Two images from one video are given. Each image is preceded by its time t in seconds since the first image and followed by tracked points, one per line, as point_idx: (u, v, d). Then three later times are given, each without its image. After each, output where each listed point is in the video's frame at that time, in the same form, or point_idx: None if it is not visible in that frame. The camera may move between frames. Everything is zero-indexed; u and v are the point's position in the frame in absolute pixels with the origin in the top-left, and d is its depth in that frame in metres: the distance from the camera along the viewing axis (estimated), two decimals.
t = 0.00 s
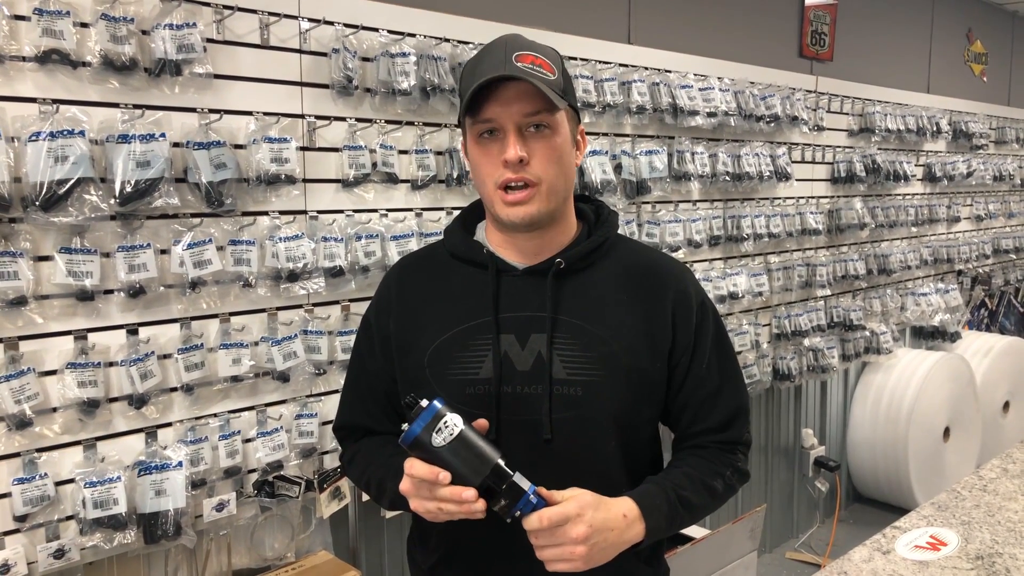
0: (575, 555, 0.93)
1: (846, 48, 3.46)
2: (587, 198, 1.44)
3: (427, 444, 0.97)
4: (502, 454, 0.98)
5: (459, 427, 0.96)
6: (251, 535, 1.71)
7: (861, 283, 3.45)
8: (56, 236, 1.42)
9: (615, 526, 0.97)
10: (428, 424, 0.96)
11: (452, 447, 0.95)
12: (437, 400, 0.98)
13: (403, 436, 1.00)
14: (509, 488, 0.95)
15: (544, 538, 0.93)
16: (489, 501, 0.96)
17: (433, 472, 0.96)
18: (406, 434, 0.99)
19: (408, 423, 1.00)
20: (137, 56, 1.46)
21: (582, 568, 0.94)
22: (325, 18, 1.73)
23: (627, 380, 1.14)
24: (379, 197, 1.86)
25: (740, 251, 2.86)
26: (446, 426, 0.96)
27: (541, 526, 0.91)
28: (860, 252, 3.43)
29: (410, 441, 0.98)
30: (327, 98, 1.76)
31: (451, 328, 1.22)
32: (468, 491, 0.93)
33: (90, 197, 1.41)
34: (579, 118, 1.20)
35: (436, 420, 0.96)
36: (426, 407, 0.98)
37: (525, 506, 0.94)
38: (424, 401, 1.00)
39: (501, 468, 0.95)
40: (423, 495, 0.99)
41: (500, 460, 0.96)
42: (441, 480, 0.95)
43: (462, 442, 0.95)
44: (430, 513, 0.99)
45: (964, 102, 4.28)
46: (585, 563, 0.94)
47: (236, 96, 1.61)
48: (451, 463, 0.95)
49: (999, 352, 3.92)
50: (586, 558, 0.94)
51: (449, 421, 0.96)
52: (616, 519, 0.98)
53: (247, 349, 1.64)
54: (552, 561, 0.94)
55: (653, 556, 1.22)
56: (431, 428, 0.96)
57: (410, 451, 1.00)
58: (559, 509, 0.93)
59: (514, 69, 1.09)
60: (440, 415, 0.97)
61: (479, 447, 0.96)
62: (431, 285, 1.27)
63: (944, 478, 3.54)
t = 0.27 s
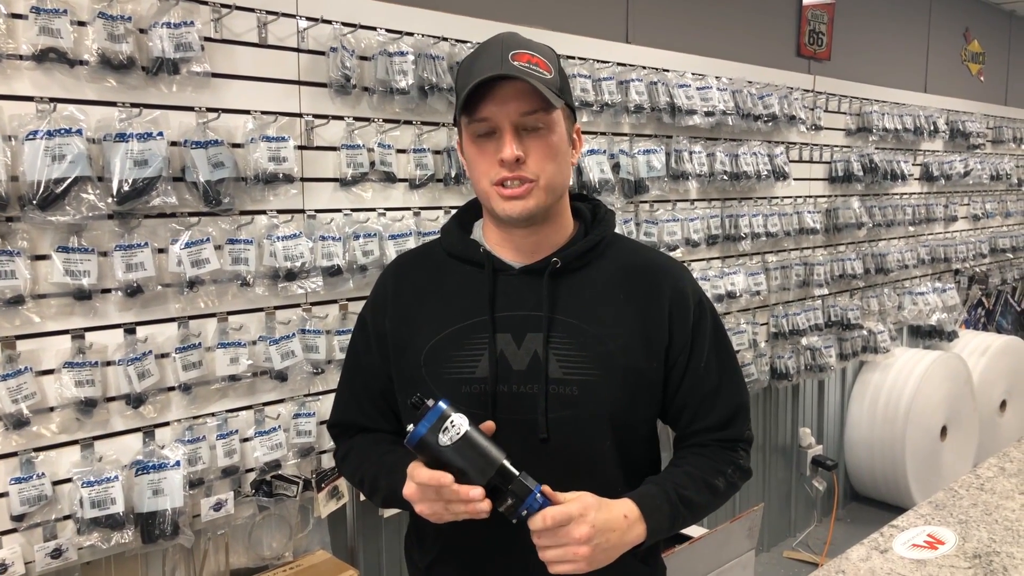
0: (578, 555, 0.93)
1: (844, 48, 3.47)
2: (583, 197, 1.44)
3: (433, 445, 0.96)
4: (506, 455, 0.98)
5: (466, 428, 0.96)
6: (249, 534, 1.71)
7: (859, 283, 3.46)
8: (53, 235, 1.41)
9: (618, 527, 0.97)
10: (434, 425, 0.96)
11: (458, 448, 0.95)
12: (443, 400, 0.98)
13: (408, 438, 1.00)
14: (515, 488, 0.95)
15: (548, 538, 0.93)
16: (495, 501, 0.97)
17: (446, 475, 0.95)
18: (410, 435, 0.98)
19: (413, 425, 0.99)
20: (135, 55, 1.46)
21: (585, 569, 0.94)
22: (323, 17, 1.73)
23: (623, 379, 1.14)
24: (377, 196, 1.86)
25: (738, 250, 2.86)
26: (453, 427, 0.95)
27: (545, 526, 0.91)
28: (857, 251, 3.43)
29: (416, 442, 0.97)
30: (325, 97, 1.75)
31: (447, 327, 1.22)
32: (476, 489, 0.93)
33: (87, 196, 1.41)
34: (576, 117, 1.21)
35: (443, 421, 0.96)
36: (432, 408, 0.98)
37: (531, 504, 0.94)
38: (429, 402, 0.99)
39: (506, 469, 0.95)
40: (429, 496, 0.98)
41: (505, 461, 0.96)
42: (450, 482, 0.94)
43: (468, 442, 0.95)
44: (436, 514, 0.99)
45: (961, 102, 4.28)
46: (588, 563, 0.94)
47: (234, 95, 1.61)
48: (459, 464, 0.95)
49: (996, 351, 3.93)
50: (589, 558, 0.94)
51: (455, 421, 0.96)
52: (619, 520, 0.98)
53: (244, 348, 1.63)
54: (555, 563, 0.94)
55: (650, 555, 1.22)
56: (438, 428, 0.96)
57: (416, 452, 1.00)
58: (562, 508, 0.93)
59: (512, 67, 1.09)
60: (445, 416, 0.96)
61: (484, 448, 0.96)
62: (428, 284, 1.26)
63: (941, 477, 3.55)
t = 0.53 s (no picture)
0: (576, 562, 0.93)
1: (839, 52, 3.48)
2: (578, 200, 1.45)
3: (427, 455, 0.97)
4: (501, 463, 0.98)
5: (459, 437, 0.96)
6: (245, 539, 1.71)
7: (855, 286, 3.47)
8: (49, 239, 1.41)
9: (611, 532, 0.98)
10: (428, 436, 0.96)
11: (453, 457, 0.95)
12: (434, 411, 0.98)
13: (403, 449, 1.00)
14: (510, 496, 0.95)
15: (545, 545, 0.94)
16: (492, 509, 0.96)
17: (441, 485, 0.95)
18: (405, 446, 0.99)
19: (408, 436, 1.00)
20: (131, 59, 1.46)
21: None
22: (319, 21, 1.73)
23: (617, 383, 1.15)
24: (374, 200, 1.87)
25: (734, 253, 2.87)
26: (445, 437, 0.96)
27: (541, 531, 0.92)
28: (853, 254, 3.44)
29: (410, 454, 0.97)
30: (322, 101, 1.76)
31: (442, 331, 1.22)
32: (472, 499, 0.93)
33: (83, 200, 1.41)
34: (571, 120, 1.21)
35: (435, 432, 0.96)
36: (424, 419, 0.98)
37: (528, 513, 0.94)
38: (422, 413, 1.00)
39: (502, 476, 0.95)
40: (425, 508, 0.98)
41: (500, 468, 0.96)
42: (446, 492, 0.94)
43: (461, 451, 0.95)
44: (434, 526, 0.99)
45: (956, 106, 4.30)
46: (585, 570, 0.94)
47: (230, 99, 1.61)
48: (454, 473, 0.95)
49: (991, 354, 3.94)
50: (585, 564, 0.94)
51: (447, 431, 0.96)
52: (612, 525, 0.98)
53: (240, 352, 1.63)
54: (551, 570, 0.94)
55: (645, 559, 1.22)
56: (430, 439, 0.96)
57: (411, 465, 1.00)
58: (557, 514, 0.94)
59: (507, 69, 1.09)
60: (438, 427, 0.97)
61: (479, 457, 0.96)
62: (423, 287, 1.26)
63: (937, 480, 3.55)
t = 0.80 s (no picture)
0: (569, 552, 0.93)
1: (838, 47, 3.47)
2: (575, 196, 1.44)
3: (415, 449, 0.96)
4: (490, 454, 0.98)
5: (446, 430, 0.96)
6: (243, 535, 1.71)
7: (853, 282, 3.47)
8: (45, 235, 1.41)
9: (604, 521, 0.98)
10: (416, 429, 0.96)
11: (441, 450, 0.95)
12: (421, 404, 0.98)
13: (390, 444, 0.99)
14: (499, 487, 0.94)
15: (536, 536, 0.93)
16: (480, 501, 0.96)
17: (429, 478, 0.94)
18: (392, 441, 0.98)
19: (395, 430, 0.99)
20: (127, 55, 1.45)
21: (575, 566, 0.94)
22: (316, 16, 1.72)
23: (615, 378, 1.14)
24: (371, 196, 1.86)
25: (732, 249, 2.86)
26: (433, 430, 0.96)
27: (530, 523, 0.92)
28: (852, 250, 3.44)
29: (397, 448, 0.97)
30: (318, 97, 1.75)
31: (439, 327, 1.22)
32: (459, 492, 0.93)
33: (79, 196, 1.41)
34: (567, 116, 1.21)
35: (422, 425, 0.96)
36: (410, 412, 0.98)
37: (517, 504, 0.94)
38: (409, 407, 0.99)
39: (490, 468, 0.95)
40: (412, 502, 0.98)
41: (488, 460, 0.95)
42: (434, 485, 0.94)
43: (449, 444, 0.95)
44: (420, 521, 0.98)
45: (955, 101, 4.30)
46: (578, 559, 0.94)
47: (227, 95, 1.61)
48: (441, 466, 0.95)
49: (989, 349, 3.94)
50: (578, 554, 0.94)
51: (434, 424, 0.96)
52: (603, 514, 0.98)
53: (238, 349, 1.63)
54: (543, 561, 0.94)
55: (643, 555, 1.22)
56: (417, 433, 0.96)
57: (397, 459, 1.00)
58: (547, 504, 0.93)
59: (502, 65, 1.08)
60: (425, 420, 0.96)
61: (468, 450, 0.96)
62: (419, 284, 1.26)
63: (935, 476, 3.56)
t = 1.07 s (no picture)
0: (567, 550, 0.93)
1: (838, 45, 3.47)
2: (573, 194, 1.44)
3: (411, 454, 0.95)
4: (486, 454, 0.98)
5: (441, 433, 0.95)
6: (242, 534, 1.70)
7: (853, 280, 3.47)
8: (43, 233, 1.40)
9: (602, 518, 0.98)
10: (411, 434, 0.95)
11: (437, 454, 0.95)
12: (416, 407, 0.96)
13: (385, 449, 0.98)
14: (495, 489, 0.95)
15: (534, 535, 0.94)
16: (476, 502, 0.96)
17: (427, 481, 0.94)
18: (387, 446, 0.97)
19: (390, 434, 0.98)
20: (125, 53, 1.45)
21: (573, 565, 0.94)
22: (315, 14, 1.72)
23: (613, 378, 1.14)
24: (370, 194, 1.86)
25: (732, 248, 2.86)
26: (428, 434, 0.95)
27: (528, 524, 0.92)
28: (852, 248, 3.44)
29: (392, 454, 0.96)
30: (318, 95, 1.75)
31: (437, 326, 1.21)
32: (458, 496, 0.94)
33: (77, 194, 1.40)
34: (564, 113, 1.20)
35: (417, 429, 0.95)
36: (405, 416, 0.96)
37: (515, 504, 0.94)
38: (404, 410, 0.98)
39: (487, 469, 0.95)
40: (408, 506, 0.98)
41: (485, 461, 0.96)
42: (431, 489, 0.94)
43: (445, 447, 0.95)
44: (415, 526, 0.98)
45: (955, 99, 4.29)
46: (575, 557, 0.94)
47: (226, 93, 1.60)
48: (438, 470, 0.94)
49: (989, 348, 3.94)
50: (575, 552, 0.94)
51: (430, 428, 0.95)
52: (601, 512, 0.98)
53: (237, 348, 1.63)
54: (541, 559, 0.94)
55: (641, 555, 1.22)
56: (413, 437, 0.95)
57: (392, 464, 0.99)
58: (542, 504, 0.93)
59: (496, 62, 1.08)
60: (420, 425, 0.95)
61: (464, 453, 0.95)
62: (417, 283, 1.26)
63: (935, 474, 3.56)
